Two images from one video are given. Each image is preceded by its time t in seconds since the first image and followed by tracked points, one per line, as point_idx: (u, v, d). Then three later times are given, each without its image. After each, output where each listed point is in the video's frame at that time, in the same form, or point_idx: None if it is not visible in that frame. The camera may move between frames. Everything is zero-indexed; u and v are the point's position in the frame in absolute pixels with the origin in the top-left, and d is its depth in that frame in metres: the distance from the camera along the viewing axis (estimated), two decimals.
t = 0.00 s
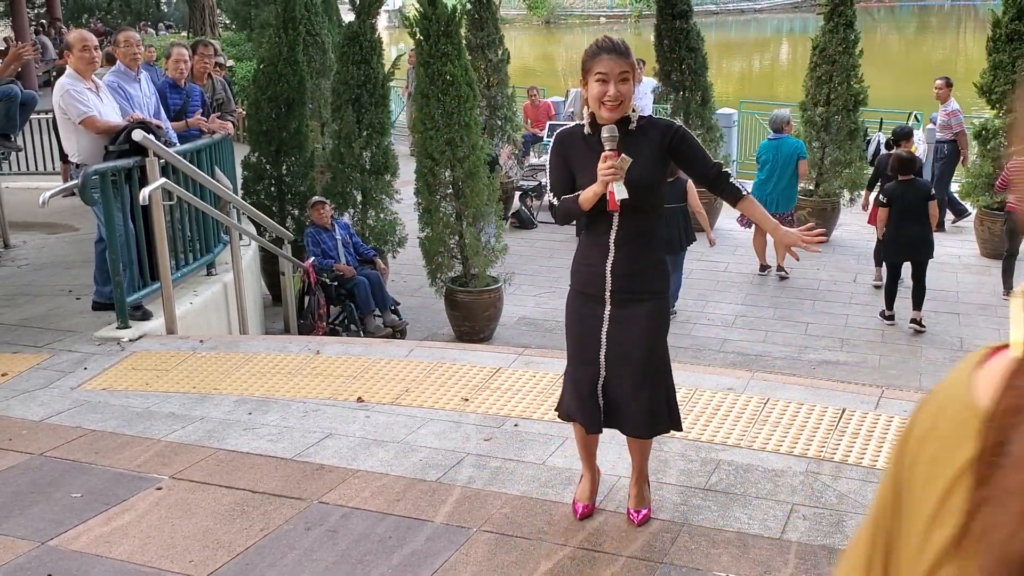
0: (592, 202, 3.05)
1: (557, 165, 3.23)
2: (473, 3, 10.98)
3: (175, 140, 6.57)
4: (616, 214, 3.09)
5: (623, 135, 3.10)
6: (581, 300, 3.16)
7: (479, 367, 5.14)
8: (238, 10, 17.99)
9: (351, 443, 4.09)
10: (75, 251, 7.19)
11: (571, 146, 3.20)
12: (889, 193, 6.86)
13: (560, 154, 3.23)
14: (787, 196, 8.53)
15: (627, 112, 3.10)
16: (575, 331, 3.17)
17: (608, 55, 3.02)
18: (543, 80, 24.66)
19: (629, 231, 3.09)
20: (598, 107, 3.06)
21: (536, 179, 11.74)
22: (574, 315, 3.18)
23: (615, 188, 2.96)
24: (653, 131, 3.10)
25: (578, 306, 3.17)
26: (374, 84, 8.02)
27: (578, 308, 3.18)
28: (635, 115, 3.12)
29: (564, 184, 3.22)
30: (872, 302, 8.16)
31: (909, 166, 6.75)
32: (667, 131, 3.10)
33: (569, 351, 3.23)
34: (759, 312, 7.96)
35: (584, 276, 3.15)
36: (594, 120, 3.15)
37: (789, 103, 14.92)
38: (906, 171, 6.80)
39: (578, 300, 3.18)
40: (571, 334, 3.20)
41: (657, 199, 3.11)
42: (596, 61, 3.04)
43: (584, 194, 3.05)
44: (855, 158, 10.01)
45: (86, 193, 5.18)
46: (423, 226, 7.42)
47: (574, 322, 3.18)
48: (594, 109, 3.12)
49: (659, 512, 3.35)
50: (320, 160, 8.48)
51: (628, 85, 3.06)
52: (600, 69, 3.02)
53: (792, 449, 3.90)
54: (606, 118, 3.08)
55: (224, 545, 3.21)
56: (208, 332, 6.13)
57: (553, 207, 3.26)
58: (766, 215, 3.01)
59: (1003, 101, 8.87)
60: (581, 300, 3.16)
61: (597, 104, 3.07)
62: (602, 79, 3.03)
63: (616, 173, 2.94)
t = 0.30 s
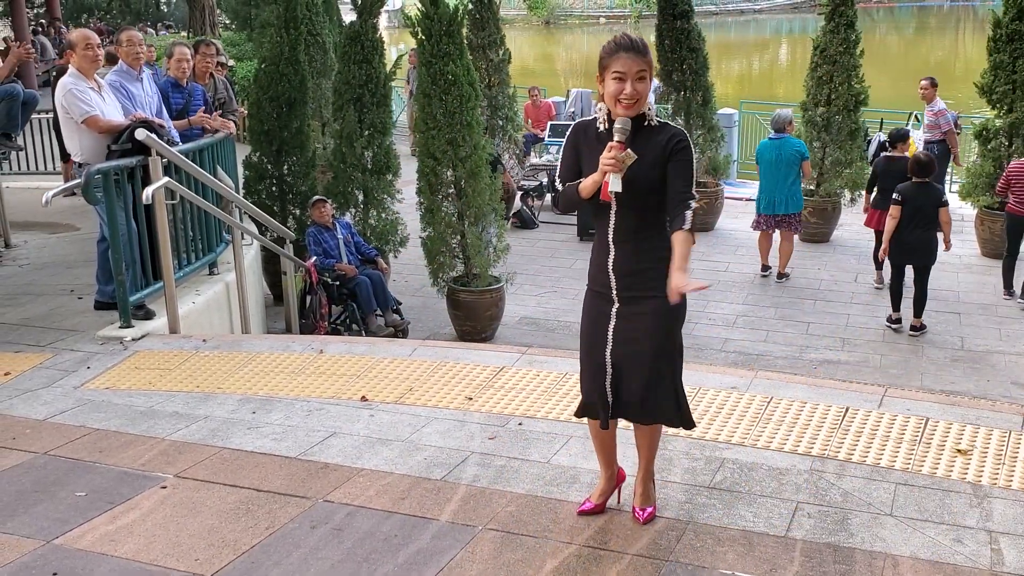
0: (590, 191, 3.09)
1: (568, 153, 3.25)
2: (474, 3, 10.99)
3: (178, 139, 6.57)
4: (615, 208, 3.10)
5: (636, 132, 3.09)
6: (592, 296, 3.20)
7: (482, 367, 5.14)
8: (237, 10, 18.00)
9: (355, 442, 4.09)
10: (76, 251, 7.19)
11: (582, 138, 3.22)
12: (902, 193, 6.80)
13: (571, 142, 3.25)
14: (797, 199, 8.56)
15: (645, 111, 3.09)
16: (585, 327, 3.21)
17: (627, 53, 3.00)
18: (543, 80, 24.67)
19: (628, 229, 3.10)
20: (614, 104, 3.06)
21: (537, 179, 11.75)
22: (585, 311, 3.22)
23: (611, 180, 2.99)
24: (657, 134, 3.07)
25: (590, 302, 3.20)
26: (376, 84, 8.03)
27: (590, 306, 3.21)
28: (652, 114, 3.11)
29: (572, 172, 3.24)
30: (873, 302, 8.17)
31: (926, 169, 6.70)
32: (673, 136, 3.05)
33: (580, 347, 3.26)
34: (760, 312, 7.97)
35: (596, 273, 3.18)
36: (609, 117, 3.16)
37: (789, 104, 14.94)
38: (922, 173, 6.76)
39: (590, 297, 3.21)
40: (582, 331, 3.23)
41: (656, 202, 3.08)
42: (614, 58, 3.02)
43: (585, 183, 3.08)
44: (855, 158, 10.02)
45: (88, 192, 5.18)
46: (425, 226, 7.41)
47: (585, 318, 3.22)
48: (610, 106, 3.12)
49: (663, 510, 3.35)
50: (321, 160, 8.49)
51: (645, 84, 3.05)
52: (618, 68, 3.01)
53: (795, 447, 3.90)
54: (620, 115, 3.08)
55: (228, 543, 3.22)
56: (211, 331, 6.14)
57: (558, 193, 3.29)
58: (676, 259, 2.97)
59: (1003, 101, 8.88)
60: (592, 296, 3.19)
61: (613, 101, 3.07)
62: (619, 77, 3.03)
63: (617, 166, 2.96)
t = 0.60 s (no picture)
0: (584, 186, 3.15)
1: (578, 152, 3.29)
2: (471, 3, 10.98)
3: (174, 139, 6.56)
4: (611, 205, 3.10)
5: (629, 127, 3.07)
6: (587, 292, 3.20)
7: (480, 367, 5.13)
8: (234, 11, 18.01)
9: (353, 443, 4.08)
10: (72, 252, 7.18)
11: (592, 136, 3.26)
12: (889, 198, 6.81)
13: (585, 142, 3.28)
14: (788, 200, 8.48)
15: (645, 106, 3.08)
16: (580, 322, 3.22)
17: (625, 50, 3.00)
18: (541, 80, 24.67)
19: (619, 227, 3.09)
20: (613, 101, 3.06)
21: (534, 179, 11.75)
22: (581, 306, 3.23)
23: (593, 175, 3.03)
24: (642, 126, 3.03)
25: (587, 298, 3.21)
26: (373, 83, 8.02)
27: (587, 302, 3.22)
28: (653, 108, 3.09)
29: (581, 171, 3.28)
30: (871, 301, 8.17)
31: (915, 172, 6.71)
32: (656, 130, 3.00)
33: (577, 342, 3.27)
34: (757, 311, 7.97)
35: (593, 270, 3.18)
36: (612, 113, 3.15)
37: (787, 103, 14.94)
38: (912, 177, 6.76)
39: (587, 293, 3.22)
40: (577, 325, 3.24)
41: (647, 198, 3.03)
42: (613, 54, 3.02)
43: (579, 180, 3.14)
44: (853, 157, 10.02)
45: (84, 193, 5.16)
46: (422, 226, 7.40)
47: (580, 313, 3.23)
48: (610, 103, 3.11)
49: (662, 510, 3.34)
50: (318, 160, 8.48)
51: (645, 80, 3.04)
52: (616, 64, 3.01)
53: (794, 446, 3.90)
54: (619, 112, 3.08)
55: (225, 545, 3.21)
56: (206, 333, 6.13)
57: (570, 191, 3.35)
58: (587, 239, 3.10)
59: (1000, 100, 8.88)
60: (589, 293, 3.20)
61: (613, 98, 3.07)
62: (619, 73, 3.02)
63: (601, 162, 3.00)
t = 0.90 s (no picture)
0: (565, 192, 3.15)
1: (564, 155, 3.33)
2: (460, 3, 10.97)
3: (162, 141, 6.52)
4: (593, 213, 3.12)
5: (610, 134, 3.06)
6: (581, 295, 3.20)
7: (471, 368, 5.13)
8: (222, 12, 17.97)
9: (343, 445, 4.07)
10: (60, 254, 7.14)
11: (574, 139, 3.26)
12: (878, 198, 6.84)
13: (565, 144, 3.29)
14: (770, 204, 8.47)
15: (628, 114, 3.07)
16: (575, 325, 3.22)
17: (613, 55, 3.01)
18: (531, 81, 24.69)
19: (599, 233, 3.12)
20: (598, 106, 3.06)
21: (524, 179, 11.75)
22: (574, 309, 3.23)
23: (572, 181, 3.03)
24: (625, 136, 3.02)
25: (579, 302, 3.22)
26: (362, 84, 8.01)
27: (579, 305, 3.22)
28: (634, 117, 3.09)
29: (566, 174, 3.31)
30: (860, 300, 8.20)
31: (903, 171, 6.73)
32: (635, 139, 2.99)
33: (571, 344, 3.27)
34: (747, 311, 7.98)
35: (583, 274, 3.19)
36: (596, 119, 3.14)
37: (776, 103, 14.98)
38: (900, 176, 6.78)
39: (579, 296, 3.22)
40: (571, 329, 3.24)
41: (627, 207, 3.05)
42: (601, 59, 3.03)
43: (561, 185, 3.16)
44: (841, 157, 10.05)
45: (71, 195, 5.11)
46: (412, 227, 7.38)
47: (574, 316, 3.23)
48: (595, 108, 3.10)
49: (653, 511, 3.34)
50: (307, 161, 8.45)
51: (632, 86, 3.05)
52: (603, 69, 3.02)
53: (784, 446, 3.90)
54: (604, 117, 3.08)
55: (215, 549, 3.19)
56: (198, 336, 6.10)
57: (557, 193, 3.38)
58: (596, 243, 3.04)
59: (989, 100, 8.93)
60: (581, 296, 3.20)
61: (598, 103, 3.06)
62: (606, 78, 3.02)
63: (581, 169, 3.00)
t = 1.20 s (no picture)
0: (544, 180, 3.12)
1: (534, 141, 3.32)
2: (447, 2, 10.96)
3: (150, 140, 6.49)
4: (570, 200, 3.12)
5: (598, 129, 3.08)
6: (563, 291, 3.19)
7: (462, 367, 5.12)
8: (207, 12, 17.89)
9: (335, 444, 4.06)
10: (47, 255, 7.09)
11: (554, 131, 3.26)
12: (880, 196, 6.89)
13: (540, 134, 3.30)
14: (763, 206, 8.47)
15: (616, 109, 3.08)
16: (558, 321, 3.21)
17: (602, 48, 3.01)
18: (518, 81, 24.69)
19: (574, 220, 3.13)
20: (587, 99, 3.05)
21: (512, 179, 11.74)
22: (557, 305, 3.22)
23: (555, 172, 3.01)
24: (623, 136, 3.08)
25: (559, 298, 3.22)
26: (349, 83, 7.99)
27: (559, 302, 3.22)
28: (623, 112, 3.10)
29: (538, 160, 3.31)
30: (848, 298, 8.24)
31: (910, 175, 6.71)
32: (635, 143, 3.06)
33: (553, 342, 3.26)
34: (736, 310, 8.00)
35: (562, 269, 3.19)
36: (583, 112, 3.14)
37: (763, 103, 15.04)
38: (905, 179, 6.78)
39: (559, 293, 3.22)
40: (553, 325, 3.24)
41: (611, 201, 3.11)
42: (591, 52, 3.03)
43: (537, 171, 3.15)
44: (828, 156, 10.09)
45: (59, 194, 5.07)
46: (401, 226, 7.36)
47: (556, 312, 3.22)
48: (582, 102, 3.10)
49: (647, 508, 3.35)
50: (294, 161, 8.42)
51: (620, 81, 3.06)
52: (593, 63, 3.02)
53: (776, 444, 3.91)
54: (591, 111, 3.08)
55: (208, 548, 3.17)
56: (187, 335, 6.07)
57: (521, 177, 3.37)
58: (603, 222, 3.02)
59: (975, 98, 8.98)
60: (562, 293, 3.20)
61: (586, 96, 3.06)
62: (595, 72, 3.03)
63: (564, 159, 3.00)
